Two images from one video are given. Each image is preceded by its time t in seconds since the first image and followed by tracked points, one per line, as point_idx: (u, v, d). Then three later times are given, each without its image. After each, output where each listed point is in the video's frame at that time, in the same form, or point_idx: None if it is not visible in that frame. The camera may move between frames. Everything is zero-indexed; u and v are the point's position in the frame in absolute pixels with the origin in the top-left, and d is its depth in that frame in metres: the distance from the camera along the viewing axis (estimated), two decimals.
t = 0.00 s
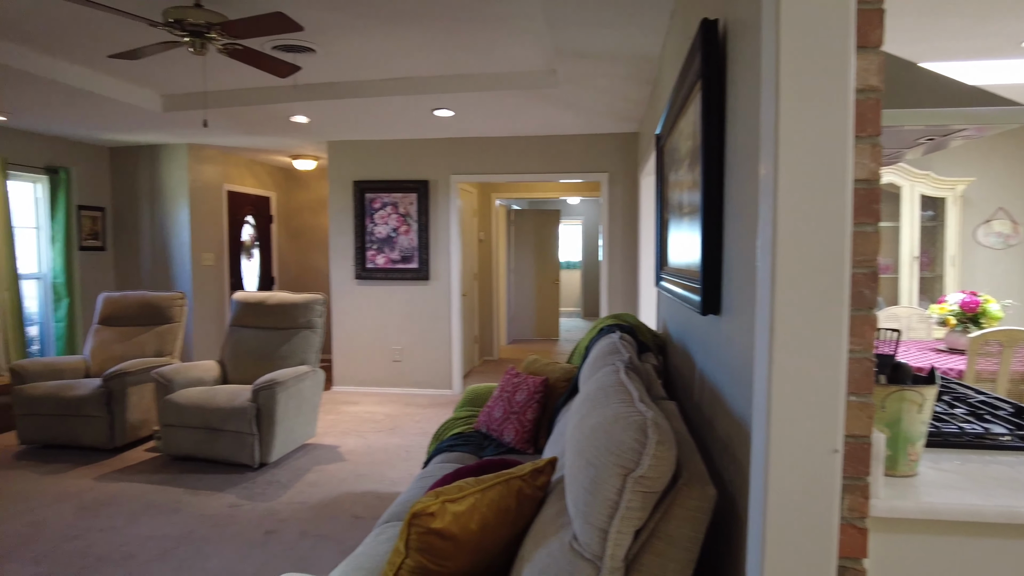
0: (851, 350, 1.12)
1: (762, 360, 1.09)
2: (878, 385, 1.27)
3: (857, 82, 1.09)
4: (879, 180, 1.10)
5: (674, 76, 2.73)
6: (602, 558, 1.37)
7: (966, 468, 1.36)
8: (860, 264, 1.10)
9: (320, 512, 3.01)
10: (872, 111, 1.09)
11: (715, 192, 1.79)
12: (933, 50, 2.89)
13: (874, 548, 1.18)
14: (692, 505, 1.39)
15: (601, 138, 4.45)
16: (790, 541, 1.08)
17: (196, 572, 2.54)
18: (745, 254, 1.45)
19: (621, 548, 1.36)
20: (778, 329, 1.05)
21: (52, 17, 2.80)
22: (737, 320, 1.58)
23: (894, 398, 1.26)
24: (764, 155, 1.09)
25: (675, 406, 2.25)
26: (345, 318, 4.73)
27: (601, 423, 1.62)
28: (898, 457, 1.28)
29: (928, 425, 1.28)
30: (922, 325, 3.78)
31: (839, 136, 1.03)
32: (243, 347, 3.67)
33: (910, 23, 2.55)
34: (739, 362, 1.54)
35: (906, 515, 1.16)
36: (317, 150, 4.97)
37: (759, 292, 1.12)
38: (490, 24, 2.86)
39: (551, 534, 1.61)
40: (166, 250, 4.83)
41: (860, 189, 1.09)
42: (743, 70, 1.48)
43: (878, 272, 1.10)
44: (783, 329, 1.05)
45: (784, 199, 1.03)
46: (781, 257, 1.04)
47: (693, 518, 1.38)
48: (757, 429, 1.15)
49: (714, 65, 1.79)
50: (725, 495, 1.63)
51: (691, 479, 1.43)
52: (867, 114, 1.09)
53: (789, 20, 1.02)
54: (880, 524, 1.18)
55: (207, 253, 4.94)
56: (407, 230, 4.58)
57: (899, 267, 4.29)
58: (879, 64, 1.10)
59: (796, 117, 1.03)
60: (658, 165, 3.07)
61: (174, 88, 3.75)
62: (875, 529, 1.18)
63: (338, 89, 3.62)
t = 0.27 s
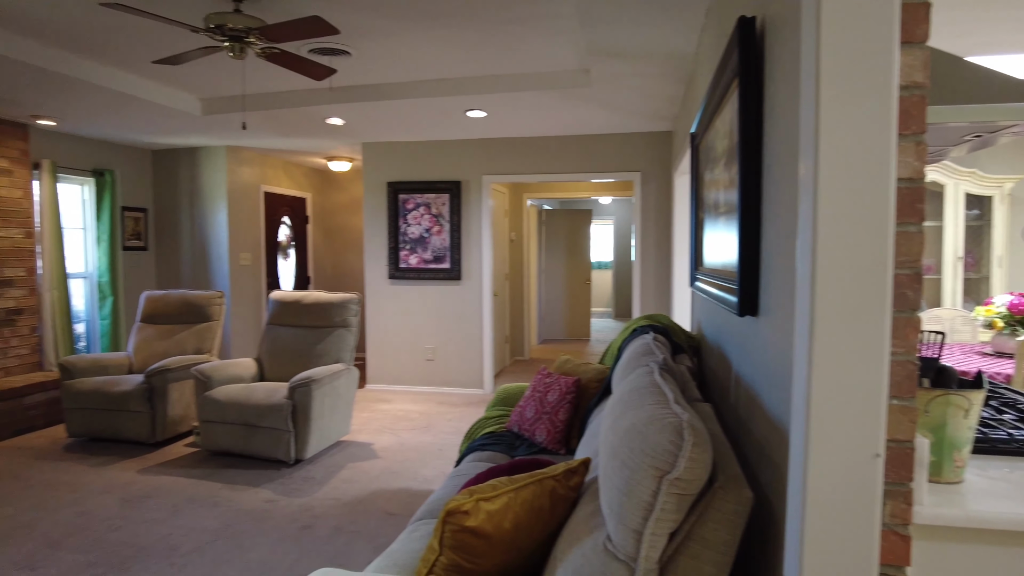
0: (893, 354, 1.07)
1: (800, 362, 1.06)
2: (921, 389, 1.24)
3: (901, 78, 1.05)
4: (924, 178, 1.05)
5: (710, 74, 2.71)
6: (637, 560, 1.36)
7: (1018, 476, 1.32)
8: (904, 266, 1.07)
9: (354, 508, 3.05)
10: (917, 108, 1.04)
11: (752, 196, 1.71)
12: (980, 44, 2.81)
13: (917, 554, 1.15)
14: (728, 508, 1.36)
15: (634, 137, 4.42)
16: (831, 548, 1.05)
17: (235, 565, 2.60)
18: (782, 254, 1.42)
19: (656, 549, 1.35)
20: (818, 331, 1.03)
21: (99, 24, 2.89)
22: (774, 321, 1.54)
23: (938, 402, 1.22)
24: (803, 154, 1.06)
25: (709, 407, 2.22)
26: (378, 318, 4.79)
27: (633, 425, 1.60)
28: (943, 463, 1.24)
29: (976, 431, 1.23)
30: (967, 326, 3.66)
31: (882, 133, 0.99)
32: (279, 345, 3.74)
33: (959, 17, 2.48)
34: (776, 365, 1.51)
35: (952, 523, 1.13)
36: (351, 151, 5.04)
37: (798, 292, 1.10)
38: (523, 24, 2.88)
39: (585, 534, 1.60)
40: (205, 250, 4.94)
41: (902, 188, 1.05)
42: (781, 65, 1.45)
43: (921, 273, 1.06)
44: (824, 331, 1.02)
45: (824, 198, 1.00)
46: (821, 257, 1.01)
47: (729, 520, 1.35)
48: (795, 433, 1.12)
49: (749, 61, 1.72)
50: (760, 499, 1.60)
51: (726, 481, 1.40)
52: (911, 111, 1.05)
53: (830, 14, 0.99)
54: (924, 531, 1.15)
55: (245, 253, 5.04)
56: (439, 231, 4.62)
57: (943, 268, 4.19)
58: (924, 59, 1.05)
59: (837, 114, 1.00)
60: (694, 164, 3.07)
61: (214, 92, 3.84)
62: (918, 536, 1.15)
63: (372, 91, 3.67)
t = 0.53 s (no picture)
0: (933, 356, 1.03)
1: (837, 362, 1.03)
2: (964, 393, 1.21)
3: (943, 74, 1.02)
4: (966, 177, 1.02)
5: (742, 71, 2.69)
6: (668, 561, 1.34)
7: None
8: (944, 266, 1.03)
9: (384, 505, 3.09)
10: (959, 105, 1.01)
11: (786, 196, 1.69)
12: None
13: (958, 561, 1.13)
14: (761, 510, 1.34)
15: (664, 136, 4.40)
16: (869, 554, 1.01)
17: (269, 559, 2.65)
18: (818, 253, 1.39)
19: (688, 551, 1.32)
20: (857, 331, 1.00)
21: (141, 31, 2.99)
22: (809, 323, 1.51)
23: (982, 406, 1.19)
24: (840, 151, 1.04)
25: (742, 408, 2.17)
26: (408, 317, 4.84)
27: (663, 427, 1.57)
28: (987, 469, 1.21)
29: (1021, 437, 1.20)
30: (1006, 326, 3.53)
31: (923, 128, 0.97)
32: (311, 344, 3.80)
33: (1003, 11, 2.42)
34: (811, 367, 1.48)
35: (996, 530, 1.10)
36: (381, 153, 5.11)
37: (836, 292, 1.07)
38: (554, 24, 2.89)
39: (616, 534, 1.59)
40: (239, 249, 5.04)
41: (943, 187, 1.02)
42: (818, 62, 1.43)
43: (965, 274, 1.01)
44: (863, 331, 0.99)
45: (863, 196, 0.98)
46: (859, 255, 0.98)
47: (762, 523, 1.33)
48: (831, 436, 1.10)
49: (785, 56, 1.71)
50: (795, 503, 1.57)
51: (759, 484, 1.38)
52: (954, 108, 1.01)
53: (870, 7, 0.97)
54: (966, 538, 1.12)
55: (278, 253, 5.13)
56: (468, 231, 4.65)
57: (985, 269, 4.10)
58: (967, 54, 1.03)
59: (877, 109, 0.98)
60: (726, 162, 3.04)
61: (249, 95, 3.92)
62: (961, 544, 1.12)
63: (402, 92, 3.72)
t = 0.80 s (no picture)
0: (973, 359, 1.00)
1: (872, 362, 1.00)
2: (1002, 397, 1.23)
3: (984, 69, 0.98)
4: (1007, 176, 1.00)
5: (772, 69, 2.66)
6: (697, 563, 1.31)
7: None
8: (983, 266, 1.00)
9: (411, 504, 3.12)
10: (1001, 101, 0.98)
11: (819, 196, 1.66)
12: None
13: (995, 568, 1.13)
14: (793, 514, 1.31)
15: (692, 134, 4.36)
16: (905, 560, 0.98)
17: (299, 555, 2.69)
18: (852, 254, 1.35)
19: (718, 553, 1.29)
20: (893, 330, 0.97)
21: (176, 36, 3.06)
22: (843, 324, 1.48)
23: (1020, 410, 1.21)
24: (875, 148, 1.01)
25: (773, 410, 2.14)
26: (435, 316, 4.88)
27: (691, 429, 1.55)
28: None
29: None
30: None
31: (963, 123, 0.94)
32: (340, 343, 3.85)
33: None
34: (845, 369, 1.45)
35: None
36: (408, 154, 5.15)
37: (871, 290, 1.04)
38: (581, 24, 2.90)
39: (645, 536, 1.57)
40: (269, 249, 5.13)
41: (983, 185, 0.99)
42: (852, 58, 1.40)
43: (1007, 275, 0.98)
44: (899, 330, 0.96)
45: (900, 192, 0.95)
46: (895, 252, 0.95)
47: (794, 527, 1.30)
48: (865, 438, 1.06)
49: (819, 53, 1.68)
50: (828, 508, 1.54)
51: (791, 487, 1.34)
52: (995, 104, 0.99)
53: None
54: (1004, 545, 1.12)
55: (307, 253, 5.21)
56: (494, 231, 4.66)
57: None
58: (1009, 49, 0.99)
59: (914, 104, 0.95)
60: (757, 161, 3.01)
61: (279, 98, 3.99)
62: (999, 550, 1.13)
63: (430, 94, 3.76)
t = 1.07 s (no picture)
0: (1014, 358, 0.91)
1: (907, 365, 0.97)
2: None
3: None
4: None
5: (801, 67, 2.62)
6: (726, 566, 1.29)
7: None
8: None
9: (436, 503, 3.14)
10: None
11: (851, 195, 1.61)
12: None
13: None
14: (824, 518, 1.28)
15: (719, 133, 4.32)
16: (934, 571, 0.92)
17: (326, 551, 2.73)
18: (887, 253, 1.31)
19: (747, 556, 1.27)
20: (926, 329, 0.91)
21: (206, 40, 3.12)
22: (876, 326, 1.44)
23: None
24: (912, 138, 0.95)
25: (803, 412, 2.10)
26: (459, 316, 4.90)
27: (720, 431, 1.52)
28: None
29: None
30: None
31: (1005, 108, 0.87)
32: (365, 342, 3.89)
33: None
34: (879, 372, 1.40)
35: None
36: (433, 155, 5.18)
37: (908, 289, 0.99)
38: (607, 23, 2.90)
39: (671, 539, 1.56)
40: (296, 249, 5.20)
41: None
42: (886, 53, 1.35)
43: None
44: (932, 330, 0.90)
45: (934, 183, 0.89)
46: (929, 247, 0.90)
47: (826, 531, 1.27)
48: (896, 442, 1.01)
49: (851, 48, 1.63)
50: (861, 512, 1.50)
51: (823, 490, 1.31)
52: None
53: None
54: None
55: (334, 254, 5.27)
56: (518, 231, 4.67)
57: None
58: None
59: (950, 89, 0.89)
60: (785, 160, 2.96)
61: (306, 100, 4.05)
62: None
63: (455, 95, 3.78)
